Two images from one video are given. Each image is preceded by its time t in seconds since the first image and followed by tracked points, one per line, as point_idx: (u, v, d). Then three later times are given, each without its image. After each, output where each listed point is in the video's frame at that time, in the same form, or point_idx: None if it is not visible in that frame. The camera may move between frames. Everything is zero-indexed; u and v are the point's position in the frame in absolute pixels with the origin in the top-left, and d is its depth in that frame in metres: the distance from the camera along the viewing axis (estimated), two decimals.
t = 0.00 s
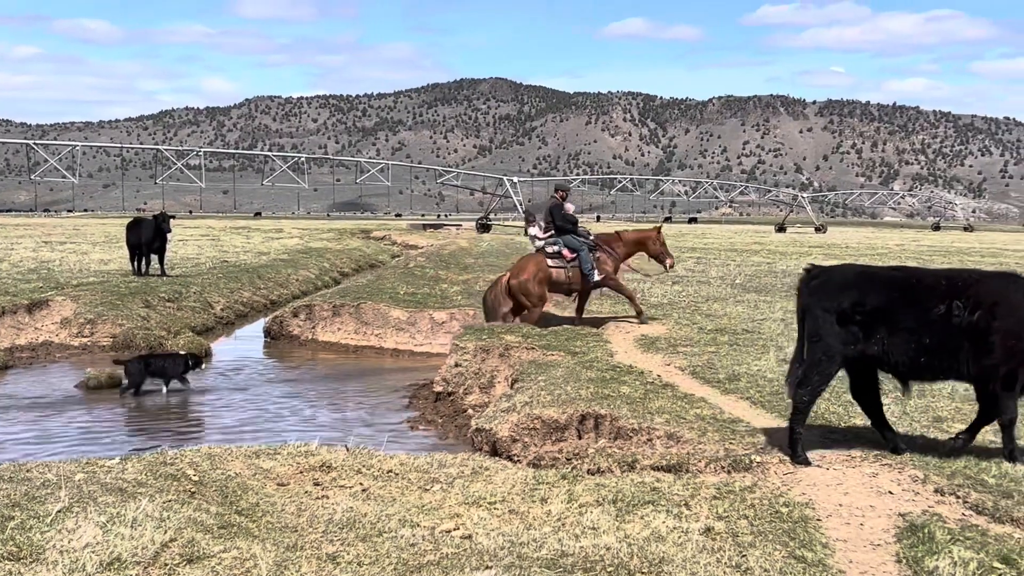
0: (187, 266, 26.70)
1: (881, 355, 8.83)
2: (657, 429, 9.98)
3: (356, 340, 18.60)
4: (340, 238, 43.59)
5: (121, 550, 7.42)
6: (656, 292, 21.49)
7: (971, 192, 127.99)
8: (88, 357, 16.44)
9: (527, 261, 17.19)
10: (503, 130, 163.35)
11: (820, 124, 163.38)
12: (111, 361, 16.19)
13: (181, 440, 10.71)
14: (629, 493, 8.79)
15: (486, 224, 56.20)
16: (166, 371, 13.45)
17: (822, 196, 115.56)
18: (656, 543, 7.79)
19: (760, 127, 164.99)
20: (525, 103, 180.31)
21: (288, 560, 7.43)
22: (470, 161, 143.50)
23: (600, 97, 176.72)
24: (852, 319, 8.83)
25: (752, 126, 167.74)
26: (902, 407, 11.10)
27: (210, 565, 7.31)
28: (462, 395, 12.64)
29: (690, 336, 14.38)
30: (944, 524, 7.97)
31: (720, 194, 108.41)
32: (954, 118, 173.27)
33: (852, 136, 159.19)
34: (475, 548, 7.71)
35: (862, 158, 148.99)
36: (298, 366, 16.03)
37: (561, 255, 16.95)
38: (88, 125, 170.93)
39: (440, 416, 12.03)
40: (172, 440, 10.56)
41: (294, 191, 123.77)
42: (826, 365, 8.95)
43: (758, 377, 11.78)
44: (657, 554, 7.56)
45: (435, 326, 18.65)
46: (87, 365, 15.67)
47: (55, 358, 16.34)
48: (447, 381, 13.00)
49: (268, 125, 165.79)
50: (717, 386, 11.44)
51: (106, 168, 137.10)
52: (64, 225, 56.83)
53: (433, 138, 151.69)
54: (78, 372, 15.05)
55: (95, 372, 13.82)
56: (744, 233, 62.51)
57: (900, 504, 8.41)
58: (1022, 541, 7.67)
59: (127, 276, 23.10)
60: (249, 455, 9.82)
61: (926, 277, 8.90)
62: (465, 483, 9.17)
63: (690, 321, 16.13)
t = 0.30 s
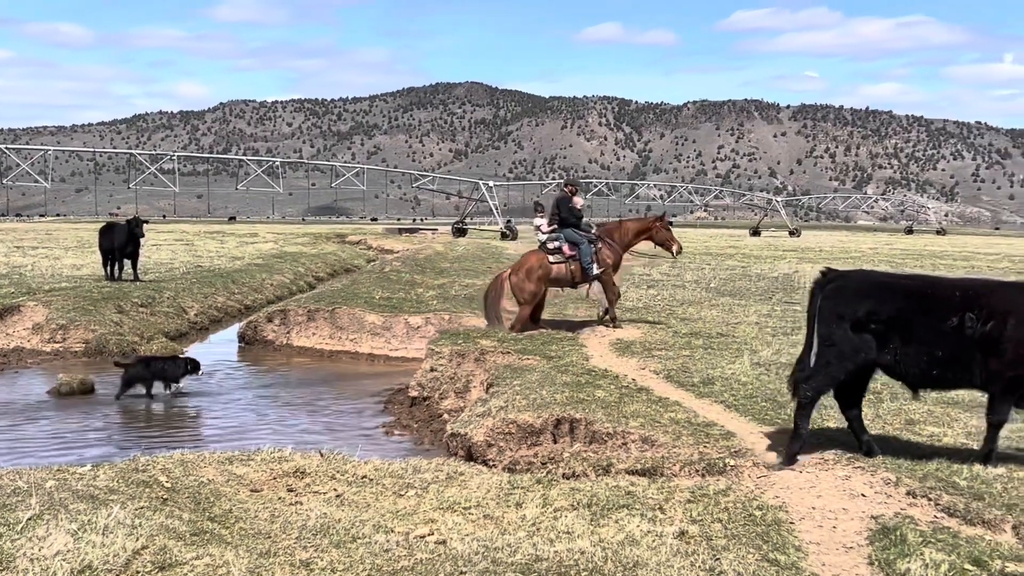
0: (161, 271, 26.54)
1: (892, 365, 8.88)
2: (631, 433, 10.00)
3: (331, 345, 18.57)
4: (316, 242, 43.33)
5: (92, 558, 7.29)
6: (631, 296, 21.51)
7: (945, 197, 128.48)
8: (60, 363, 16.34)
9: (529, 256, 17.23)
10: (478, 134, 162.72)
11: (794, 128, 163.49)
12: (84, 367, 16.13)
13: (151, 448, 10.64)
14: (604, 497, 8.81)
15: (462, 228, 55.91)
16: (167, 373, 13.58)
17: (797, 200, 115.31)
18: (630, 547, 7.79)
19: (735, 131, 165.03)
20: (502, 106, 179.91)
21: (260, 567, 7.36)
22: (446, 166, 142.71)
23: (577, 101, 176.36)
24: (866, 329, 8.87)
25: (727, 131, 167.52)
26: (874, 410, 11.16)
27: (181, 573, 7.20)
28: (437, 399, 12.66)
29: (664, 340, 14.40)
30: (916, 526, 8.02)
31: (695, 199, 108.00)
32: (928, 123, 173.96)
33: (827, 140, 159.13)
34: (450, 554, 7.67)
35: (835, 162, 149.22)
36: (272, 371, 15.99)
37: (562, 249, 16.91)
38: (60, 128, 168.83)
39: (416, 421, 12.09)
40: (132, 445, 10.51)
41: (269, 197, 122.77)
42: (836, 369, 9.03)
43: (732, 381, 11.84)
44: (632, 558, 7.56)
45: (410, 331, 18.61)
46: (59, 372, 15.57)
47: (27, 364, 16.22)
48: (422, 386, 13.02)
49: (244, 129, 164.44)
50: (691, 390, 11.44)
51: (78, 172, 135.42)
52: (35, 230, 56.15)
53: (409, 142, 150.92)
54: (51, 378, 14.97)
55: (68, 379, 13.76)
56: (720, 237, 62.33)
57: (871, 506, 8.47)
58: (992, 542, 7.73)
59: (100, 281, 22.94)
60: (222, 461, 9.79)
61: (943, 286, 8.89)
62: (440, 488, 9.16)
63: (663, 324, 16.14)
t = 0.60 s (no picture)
0: (131, 277, 26.35)
1: (924, 369, 8.94)
2: (603, 438, 10.03)
3: (304, 351, 18.52)
4: (288, 248, 43.14)
5: (59, 566, 7.20)
6: (604, 301, 21.57)
7: (915, 202, 129.17)
8: (29, 370, 16.22)
9: (528, 250, 17.39)
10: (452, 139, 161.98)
11: (767, 133, 163.80)
12: (53, 374, 16.01)
13: (118, 455, 10.56)
14: (575, 501, 8.84)
15: (435, 234, 55.74)
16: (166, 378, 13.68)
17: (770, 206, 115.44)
18: (600, 552, 7.79)
19: (708, 136, 165.30)
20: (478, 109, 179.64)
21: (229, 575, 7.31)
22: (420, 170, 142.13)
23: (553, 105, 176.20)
24: (900, 332, 8.94)
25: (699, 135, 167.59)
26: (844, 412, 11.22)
27: None
28: (409, 405, 12.69)
29: (637, 344, 14.46)
30: (885, 530, 8.08)
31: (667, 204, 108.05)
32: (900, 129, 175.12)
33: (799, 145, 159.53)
34: (420, 560, 7.64)
35: (807, 167, 149.52)
36: (243, 377, 15.93)
37: (558, 246, 17.03)
38: (30, 133, 166.78)
39: (388, 427, 12.09)
40: (83, 454, 10.44)
41: (241, 201, 121.72)
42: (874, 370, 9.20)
43: (704, 386, 11.89)
44: (602, 563, 7.55)
45: (383, 336, 18.57)
46: (28, 379, 15.46)
47: None
48: (395, 392, 13.04)
49: (219, 132, 163.11)
50: (664, 395, 11.49)
51: (48, 177, 133.79)
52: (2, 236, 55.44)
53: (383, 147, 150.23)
54: (21, 384, 14.86)
55: (36, 386, 13.65)
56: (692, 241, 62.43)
57: (841, 511, 8.52)
58: (962, 545, 7.78)
59: (69, 287, 22.75)
60: (191, 468, 9.75)
61: (973, 292, 8.98)
62: (411, 494, 9.15)
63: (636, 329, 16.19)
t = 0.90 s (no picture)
0: (97, 283, 26.16)
1: (952, 377, 8.91)
2: (571, 443, 10.08)
3: (271, 357, 18.49)
4: (257, 253, 42.88)
5: None
6: (574, 307, 21.64)
7: (883, 208, 129.77)
8: None
9: (523, 250, 17.47)
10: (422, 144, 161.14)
11: (735, 139, 164.03)
12: (18, 381, 15.89)
13: (80, 463, 10.52)
14: (543, 508, 8.85)
15: (406, 239, 55.50)
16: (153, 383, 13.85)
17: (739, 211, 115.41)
18: (567, 558, 7.79)
19: (677, 143, 165.40)
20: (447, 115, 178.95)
21: None
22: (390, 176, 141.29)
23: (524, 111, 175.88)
24: (928, 340, 8.90)
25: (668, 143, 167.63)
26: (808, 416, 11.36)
27: None
28: (378, 411, 12.69)
29: (607, 349, 14.54)
30: (850, 534, 8.14)
31: (638, 209, 107.88)
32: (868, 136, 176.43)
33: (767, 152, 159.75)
34: (386, 568, 7.60)
35: (776, 173, 150.05)
36: (211, 383, 15.90)
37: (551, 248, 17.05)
38: None
39: (356, 434, 12.10)
40: (41, 463, 10.33)
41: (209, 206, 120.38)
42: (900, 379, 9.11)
43: (670, 391, 11.97)
44: (569, 569, 7.54)
45: (352, 342, 18.58)
46: None
47: None
48: (363, 398, 13.05)
49: (185, 138, 161.01)
50: (631, 400, 11.57)
51: (14, 182, 131.73)
52: None
53: (353, 152, 149.12)
54: None
55: None
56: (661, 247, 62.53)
57: (806, 514, 8.59)
58: (925, 549, 7.84)
59: (34, 293, 22.56)
60: (156, 476, 9.69)
61: (1003, 302, 8.94)
62: (378, 501, 9.14)
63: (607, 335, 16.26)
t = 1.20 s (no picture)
0: (58, 289, 25.91)
1: (978, 389, 8.68)
2: (535, 449, 10.11)
3: (234, 363, 18.42)
4: (221, 259, 42.56)
5: None
6: (541, 313, 21.68)
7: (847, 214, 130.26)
8: None
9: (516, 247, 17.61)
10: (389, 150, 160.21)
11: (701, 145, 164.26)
12: None
13: (35, 470, 10.48)
14: (505, 514, 8.86)
15: (371, 246, 55.22)
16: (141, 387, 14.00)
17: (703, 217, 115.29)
18: (528, 563, 7.78)
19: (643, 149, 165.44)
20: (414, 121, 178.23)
21: None
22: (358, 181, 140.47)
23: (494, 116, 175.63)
24: (951, 351, 8.75)
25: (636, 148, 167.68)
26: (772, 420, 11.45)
27: None
28: (342, 417, 12.67)
29: (573, 355, 14.57)
30: (810, 538, 8.18)
31: (603, 215, 107.71)
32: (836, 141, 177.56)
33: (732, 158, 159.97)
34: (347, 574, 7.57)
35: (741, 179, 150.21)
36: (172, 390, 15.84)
37: (545, 249, 17.20)
38: None
39: (320, 440, 12.09)
40: None
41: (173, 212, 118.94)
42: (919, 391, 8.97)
43: (635, 396, 12.02)
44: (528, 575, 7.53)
45: (317, 348, 18.52)
46: None
47: None
48: (326, 405, 13.04)
49: (152, 142, 159.05)
50: (596, 405, 11.61)
51: None
52: None
53: (319, 157, 148.10)
54: None
55: None
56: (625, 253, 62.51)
57: (766, 518, 8.64)
58: (884, 552, 7.87)
59: None
60: (115, 484, 9.63)
61: None
62: (340, 508, 9.13)
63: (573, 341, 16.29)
